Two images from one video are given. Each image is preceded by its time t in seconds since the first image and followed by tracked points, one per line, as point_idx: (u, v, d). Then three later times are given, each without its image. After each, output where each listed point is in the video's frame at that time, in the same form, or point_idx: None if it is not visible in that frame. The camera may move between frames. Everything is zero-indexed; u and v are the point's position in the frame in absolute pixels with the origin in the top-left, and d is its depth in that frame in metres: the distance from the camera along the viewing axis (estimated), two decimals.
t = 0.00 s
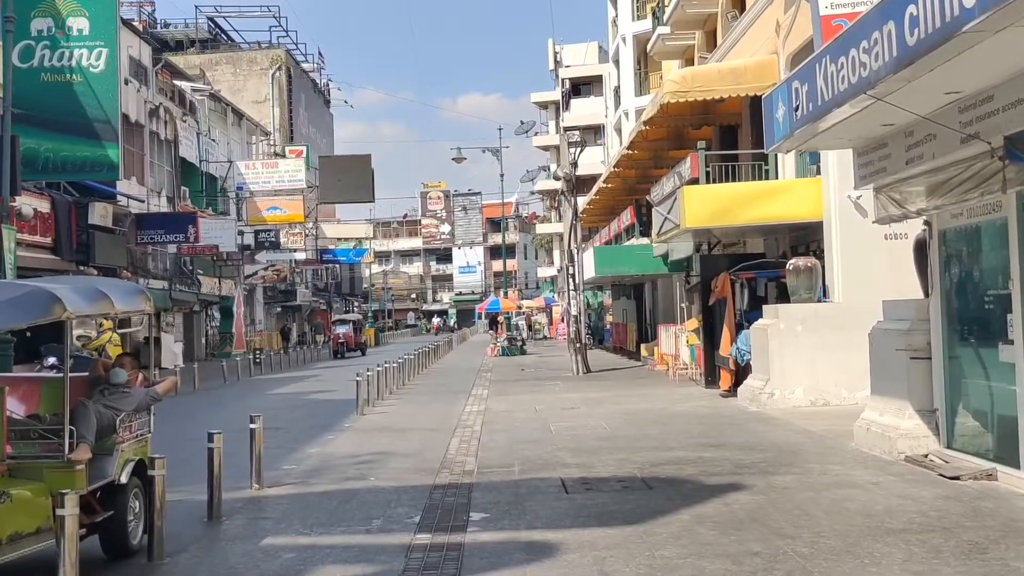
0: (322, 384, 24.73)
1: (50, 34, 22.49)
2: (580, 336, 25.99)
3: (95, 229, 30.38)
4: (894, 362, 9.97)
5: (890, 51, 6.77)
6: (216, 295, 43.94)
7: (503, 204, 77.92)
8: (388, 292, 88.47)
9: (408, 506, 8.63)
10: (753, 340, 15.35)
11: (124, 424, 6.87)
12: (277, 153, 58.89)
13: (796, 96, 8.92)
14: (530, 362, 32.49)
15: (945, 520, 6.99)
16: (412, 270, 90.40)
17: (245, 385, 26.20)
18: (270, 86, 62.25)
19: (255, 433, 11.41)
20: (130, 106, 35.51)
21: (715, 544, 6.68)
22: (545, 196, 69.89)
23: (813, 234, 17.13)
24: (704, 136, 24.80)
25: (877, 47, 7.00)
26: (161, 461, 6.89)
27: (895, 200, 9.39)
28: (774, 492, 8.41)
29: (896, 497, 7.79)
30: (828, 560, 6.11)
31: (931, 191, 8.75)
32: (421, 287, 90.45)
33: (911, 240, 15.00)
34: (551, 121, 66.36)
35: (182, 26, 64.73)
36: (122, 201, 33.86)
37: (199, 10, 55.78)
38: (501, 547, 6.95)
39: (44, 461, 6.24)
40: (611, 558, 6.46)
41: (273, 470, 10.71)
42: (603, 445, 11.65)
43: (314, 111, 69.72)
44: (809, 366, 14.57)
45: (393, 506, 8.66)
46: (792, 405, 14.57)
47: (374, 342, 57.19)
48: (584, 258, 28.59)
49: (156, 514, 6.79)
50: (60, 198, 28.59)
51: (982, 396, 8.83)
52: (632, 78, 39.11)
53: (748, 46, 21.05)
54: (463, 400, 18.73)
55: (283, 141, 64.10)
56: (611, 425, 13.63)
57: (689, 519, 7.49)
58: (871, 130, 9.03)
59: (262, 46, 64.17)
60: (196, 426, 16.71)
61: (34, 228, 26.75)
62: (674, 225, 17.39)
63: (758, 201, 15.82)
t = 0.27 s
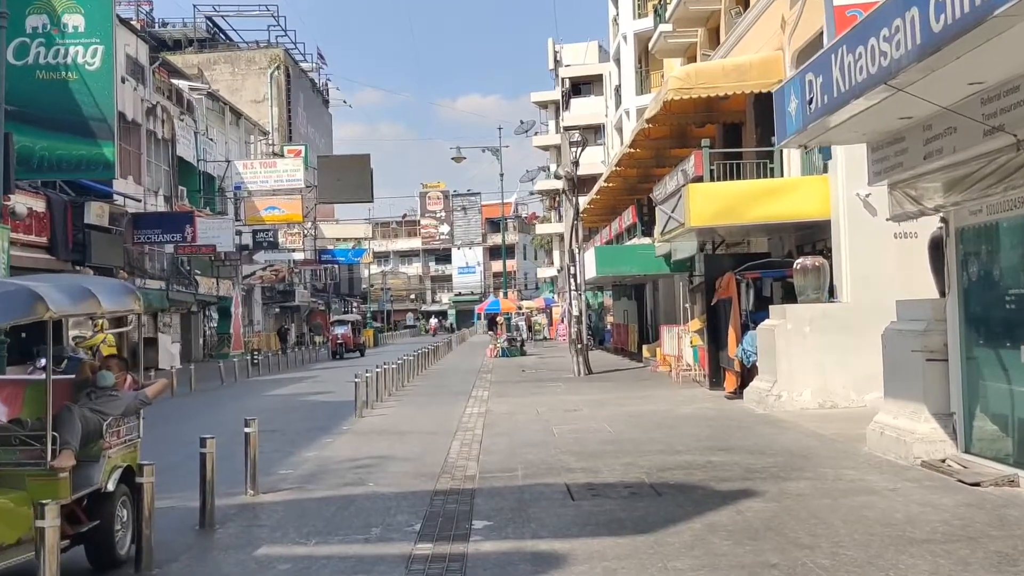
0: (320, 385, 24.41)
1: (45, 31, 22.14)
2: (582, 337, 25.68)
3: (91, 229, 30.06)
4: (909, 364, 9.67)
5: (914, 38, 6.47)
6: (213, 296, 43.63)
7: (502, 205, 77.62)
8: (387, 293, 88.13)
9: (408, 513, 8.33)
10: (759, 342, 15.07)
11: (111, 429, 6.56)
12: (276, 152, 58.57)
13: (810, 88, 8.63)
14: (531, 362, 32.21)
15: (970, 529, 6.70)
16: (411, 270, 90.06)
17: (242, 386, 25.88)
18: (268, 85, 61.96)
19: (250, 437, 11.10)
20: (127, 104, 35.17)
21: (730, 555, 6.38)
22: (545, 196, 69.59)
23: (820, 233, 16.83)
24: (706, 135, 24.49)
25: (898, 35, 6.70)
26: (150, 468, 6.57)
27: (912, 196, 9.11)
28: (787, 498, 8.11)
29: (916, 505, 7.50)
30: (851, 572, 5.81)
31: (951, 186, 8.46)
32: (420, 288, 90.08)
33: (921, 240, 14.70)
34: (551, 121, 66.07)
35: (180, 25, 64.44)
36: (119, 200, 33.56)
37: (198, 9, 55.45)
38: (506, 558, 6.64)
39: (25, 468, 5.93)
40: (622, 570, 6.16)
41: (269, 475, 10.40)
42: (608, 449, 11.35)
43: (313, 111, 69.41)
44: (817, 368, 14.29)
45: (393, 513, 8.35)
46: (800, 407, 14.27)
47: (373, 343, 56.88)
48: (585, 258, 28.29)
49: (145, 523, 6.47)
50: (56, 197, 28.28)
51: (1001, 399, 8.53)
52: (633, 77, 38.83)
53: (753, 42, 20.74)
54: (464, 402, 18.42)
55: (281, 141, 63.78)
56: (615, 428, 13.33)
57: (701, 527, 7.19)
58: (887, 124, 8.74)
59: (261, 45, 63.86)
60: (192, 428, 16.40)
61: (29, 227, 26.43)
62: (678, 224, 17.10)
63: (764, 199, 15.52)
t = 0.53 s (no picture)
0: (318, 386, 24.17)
1: (41, 29, 21.91)
2: (582, 338, 25.44)
3: (88, 229, 29.81)
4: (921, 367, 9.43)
5: (933, 30, 6.23)
6: (211, 296, 43.38)
7: (502, 205, 77.36)
8: (386, 293, 87.84)
9: (407, 521, 8.09)
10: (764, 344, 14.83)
11: (97, 437, 6.31)
12: (274, 152, 58.33)
13: (821, 84, 8.41)
14: (531, 363, 31.98)
15: (989, 540, 6.46)
16: (411, 270, 89.77)
17: (240, 387, 25.63)
18: (267, 85, 61.73)
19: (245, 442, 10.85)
20: (124, 103, 34.94)
21: (741, 567, 6.14)
22: (544, 196, 69.35)
23: (825, 233, 16.60)
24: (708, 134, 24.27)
25: (916, 27, 6.46)
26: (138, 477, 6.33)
27: (925, 195, 8.87)
28: (797, 506, 7.87)
29: (932, 514, 7.26)
30: None
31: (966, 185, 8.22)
32: (419, 288, 89.85)
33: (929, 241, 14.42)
34: (551, 120, 65.83)
35: (178, 25, 64.23)
36: (116, 200, 33.33)
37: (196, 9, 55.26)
38: (508, 569, 6.40)
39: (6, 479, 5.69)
40: None
41: (265, 481, 10.15)
42: (611, 453, 11.11)
43: (312, 111, 69.17)
44: (823, 369, 14.05)
45: (391, 521, 8.11)
46: (806, 410, 14.01)
47: (372, 343, 56.62)
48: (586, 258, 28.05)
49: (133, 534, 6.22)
50: (52, 197, 28.04)
51: (1016, 403, 8.29)
52: (634, 76, 38.62)
53: (756, 40, 20.51)
54: (463, 405, 18.18)
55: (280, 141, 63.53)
56: (618, 431, 13.09)
57: (710, 537, 6.95)
58: (900, 120, 8.51)
59: (260, 45, 63.62)
60: (188, 431, 16.15)
61: (25, 227, 26.18)
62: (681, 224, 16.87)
63: (768, 199, 15.29)
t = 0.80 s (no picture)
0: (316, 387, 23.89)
1: (36, 27, 21.68)
2: (583, 338, 25.16)
3: (84, 228, 29.53)
4: (935, 367, 9.17)
5: (954, 15, 5.96)
6: (208, 296, 43.10)
7: (502, 206, 77.10)
8: (386, 294, 87.54)
9: (405, 526, 7.81)
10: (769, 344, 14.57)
11: (80, 439, 6.04)
12: (273, 152, 58.05)
13: (833, 74, 8.14)
14: (530, 364, 31.73)
15: (1013, 547, 6.19)
16: (410, 271, 89.48)
17: (237, 388, 25.35)
18: (266, 85, 61.45)
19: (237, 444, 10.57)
20: (121, 102, 34.64)
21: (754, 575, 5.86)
22: (544, 196, 69.06)
23: (831, 231, 16.34)
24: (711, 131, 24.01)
25: (936, 12, 6.19)
26: (123, 481, 6.06)
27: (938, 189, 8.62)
28: (809, 511, 7.59)
29: (950, 519, 6.99)
30: None
31: (982, 178, 7.96)
32: (418, 289, 89.58)
33: (938, 238, 14.15)
34: (550, 120, 65.58)
35: (176, 24, 63.92)
36: (113, 199, 33.06)
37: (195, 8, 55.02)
38: None
39: None
40: None
41: (259, 484, 9.87)
42: (614, 455, 10.84)
43: (311, 111, 68.91)
44: (829, 369, 13.80)
45: (388, 526, 7.84)
46: (812, 411, 13.76)
47: (371, 344, 56.35)
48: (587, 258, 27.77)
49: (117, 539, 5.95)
50: (48, 196, 27.73)
51: None
52: (635, 75, 38.38)
53: (760, 37, 20.25)
54: (463, 406, 17.90)
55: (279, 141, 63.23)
56: (621, 433, 12.81)
57: (720, 544, 6.67)
58: (914, 112, 8.24)
59: (259, 45, 63.36)
60: (183, 432, 15.84)
61: (21, 226, 25.88)
62: (684, 222, 16.63)
63: (774, 196, 15.01)
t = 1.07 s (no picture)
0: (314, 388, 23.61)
1: (32, 24, 21.30)
2: (584, 339, 24.89)
3: (81, 227, 29.25)
4: (950, 371, 8.88)
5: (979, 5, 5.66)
6: (207, 296, 42.82)
7: (502, 205, 76.80)
8: (386, 293, 87.24)
9: (402, 538, 7.52)
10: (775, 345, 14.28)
11: (61, 450, 5.76)
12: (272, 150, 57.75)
13: (847, 69, 7.85)
14: (530, 364, 31.46)
15: None
16: (410, 270, 89.19)
17: (234, 389, 25.07)
18: (265, 84, 61.15)
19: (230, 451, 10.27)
20: (118, 100, 34.32)
21: None
22: (544, 196, 68.75)
23: (838, 230, 16.05)
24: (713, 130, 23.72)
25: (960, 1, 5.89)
26: (106, 494, 5.78)
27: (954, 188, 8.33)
28: (823, 522, 7.31)
29: (972, 532, 6.70)
30: None
31: (1002, 176, 7.67)
32: (418, 289, 89.30)
33: (951, 238, 13.77)
34: (551, 119, 65.29)
35: (175, 23, 63.57)
36: (109, 198, 32.76)
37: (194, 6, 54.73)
38: None
39: None
40: None
41: (252, 492, 9.58)
42: (618, 462, 10.55)
43: (311, 109, 68.61)
44: (836, 372, 13.52)
45: (385, 537, 7.55)
46: (819, 415, 13.48)
47: (371, 343, 56.08)
48: (588, 258, 27.48)
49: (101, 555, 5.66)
50: (44, 195, 27.41)
51: None
52: (636, 73, 38.09)
53: (764, 33, 19.96)
54: (462, 408, 17.61)
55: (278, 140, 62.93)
56: (624, 437, 12.54)
57: (732, 559, 6.38)
58: (931, 107, 7.95)
59: (258, 43, 63.05)
60: (178, 436, 15.55)
61: (16, 225, 25.58)
62: (688, 221, 16.35)
63: (780, 195, 14.72)
